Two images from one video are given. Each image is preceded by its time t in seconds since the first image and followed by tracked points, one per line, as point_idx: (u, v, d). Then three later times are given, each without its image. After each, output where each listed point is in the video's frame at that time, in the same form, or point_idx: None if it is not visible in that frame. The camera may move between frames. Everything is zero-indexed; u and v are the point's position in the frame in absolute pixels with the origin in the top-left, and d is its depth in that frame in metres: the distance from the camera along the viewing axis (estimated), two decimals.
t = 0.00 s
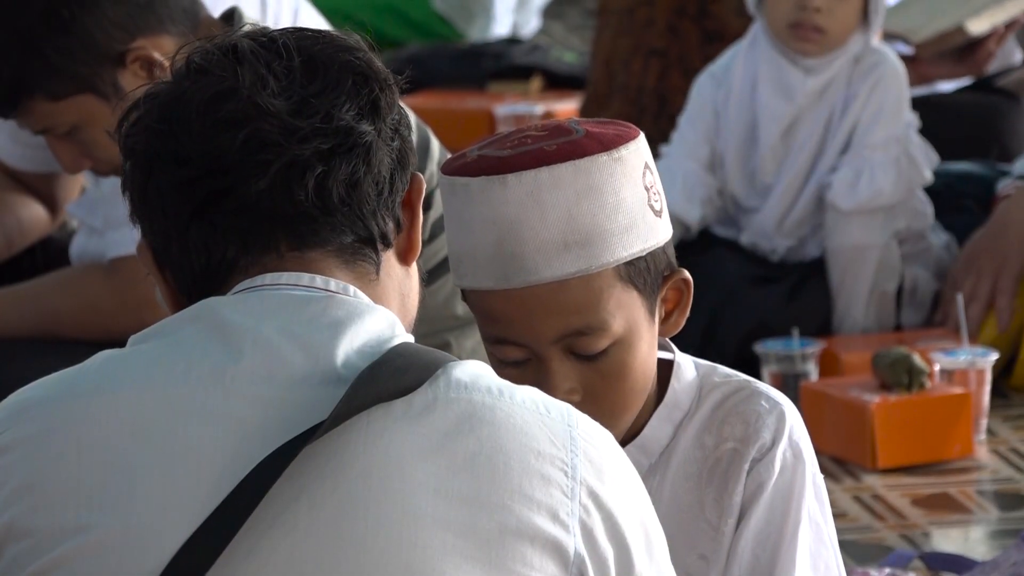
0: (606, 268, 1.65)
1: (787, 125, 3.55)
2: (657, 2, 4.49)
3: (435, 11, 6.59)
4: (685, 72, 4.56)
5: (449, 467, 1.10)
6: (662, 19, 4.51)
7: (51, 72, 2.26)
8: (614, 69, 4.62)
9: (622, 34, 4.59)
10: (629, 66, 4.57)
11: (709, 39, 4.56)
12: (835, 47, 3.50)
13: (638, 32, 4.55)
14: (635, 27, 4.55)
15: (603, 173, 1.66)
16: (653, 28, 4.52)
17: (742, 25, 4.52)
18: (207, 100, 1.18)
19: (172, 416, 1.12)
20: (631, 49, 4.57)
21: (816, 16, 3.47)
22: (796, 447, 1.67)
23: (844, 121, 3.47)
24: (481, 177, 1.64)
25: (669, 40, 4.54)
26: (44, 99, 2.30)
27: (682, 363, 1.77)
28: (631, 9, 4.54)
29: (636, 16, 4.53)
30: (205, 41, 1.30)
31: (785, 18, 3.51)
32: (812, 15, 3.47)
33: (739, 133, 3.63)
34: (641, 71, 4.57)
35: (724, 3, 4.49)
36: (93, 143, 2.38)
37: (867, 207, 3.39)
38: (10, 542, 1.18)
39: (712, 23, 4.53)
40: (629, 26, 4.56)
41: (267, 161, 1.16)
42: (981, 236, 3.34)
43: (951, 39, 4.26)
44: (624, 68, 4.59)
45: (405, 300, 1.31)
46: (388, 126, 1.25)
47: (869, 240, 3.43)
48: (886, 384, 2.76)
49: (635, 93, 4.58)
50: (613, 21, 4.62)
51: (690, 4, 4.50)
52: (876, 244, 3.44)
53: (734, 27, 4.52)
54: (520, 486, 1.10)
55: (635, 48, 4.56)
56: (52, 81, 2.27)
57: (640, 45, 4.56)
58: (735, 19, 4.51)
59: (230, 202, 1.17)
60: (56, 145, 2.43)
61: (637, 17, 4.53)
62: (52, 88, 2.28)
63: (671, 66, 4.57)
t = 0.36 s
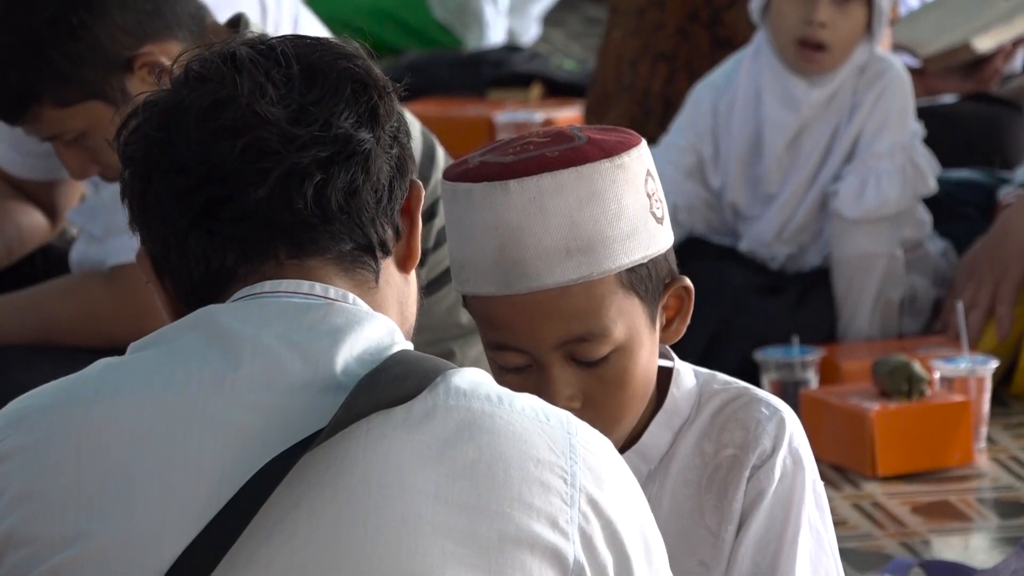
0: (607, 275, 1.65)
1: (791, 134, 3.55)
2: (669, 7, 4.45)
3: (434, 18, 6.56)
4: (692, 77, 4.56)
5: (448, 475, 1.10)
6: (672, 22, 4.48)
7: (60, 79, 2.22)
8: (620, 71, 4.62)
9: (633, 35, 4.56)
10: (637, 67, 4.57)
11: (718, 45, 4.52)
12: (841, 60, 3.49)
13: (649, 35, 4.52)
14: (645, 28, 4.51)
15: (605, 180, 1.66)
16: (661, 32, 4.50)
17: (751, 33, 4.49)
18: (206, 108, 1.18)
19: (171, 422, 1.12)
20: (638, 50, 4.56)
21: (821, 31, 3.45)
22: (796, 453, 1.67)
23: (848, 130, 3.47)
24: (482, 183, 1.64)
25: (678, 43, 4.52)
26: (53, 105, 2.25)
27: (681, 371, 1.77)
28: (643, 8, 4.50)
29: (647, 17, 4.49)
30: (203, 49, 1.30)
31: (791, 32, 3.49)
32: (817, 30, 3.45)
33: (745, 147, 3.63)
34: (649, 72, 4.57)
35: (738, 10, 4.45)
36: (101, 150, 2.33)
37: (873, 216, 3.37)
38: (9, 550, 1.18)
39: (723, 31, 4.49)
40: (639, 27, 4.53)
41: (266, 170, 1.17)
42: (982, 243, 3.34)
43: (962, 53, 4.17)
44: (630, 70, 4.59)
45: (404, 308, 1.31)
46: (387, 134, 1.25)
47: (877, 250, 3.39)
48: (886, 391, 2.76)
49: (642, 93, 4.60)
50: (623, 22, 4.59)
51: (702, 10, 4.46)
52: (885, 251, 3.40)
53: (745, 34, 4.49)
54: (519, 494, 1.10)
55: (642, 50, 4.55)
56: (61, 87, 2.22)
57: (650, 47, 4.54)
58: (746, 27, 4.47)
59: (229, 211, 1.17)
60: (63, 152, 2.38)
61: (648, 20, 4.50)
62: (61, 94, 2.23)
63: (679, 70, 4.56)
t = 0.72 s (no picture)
0: (605, 287, 1.66)
1: (789, 144, 3.55)
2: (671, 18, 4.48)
3: (433, 26, 6.58)
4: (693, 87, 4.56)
5: (448, 484, 1.10)
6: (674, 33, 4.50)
7: (65, 85, 2.21)
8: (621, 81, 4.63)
9: (635, 45, 4.58)
10: (637, 78, 4.58)
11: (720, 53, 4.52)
12: (838, 69, 3.50)
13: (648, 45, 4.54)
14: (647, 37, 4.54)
15: (602, 193, 1.66)
16: (664, 41, 4.51)
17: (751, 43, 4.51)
18: (204, 120, 1.19)
19: (170, 432, 1.12)
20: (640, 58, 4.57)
21: (817, 42, 3.44)
22: (795, 462, 1.67)
23: (845, 139, 3.48)
24: (478, 197, 1.64)
25: (679, 54, 4.52)
26: (57, 111, 2.24)
27: (680, 380, 1.78)
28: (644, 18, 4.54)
29: (648, 27, 4.53)
30: (201, 58, 1.31)
31: (787, 43, 3.49)
32: (813, 41, 3.44)
33: (745, 158, 3.63)
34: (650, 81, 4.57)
35: (738, 19, 4.46)
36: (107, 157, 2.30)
37: (871, 224, 3.38)
38: (9, 558, 1.18)
39: (724, 40, 4.50)
40: (640, 38, 4.56)
41: (264, 180, 1.17)
42: (982, 252, 3.34)
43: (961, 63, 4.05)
44: (632, 80, 4.60)
45: (403, 317, 1.31)
46: (386, 143, 1.25)
47: (874, 256, 3.41)
48: (886, 401, 2.76)
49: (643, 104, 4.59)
50: (626, 33, 4.61)
51: (702, 19, 4.47)
52: (884, 259, 3.40)
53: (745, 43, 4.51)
54: (519, 503, 1.10)
55: (642, 62, 4.57)
56: (66, 93, 2.22)
57: (651, 58, 4.55)
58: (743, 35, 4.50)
59: (229, 221, 1.18)
60: (67, 158, 2.35)
61: (648, 29, 4.52)
62: (66, 99, 2.22)
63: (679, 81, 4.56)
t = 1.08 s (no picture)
0: (606, 296, 1.66)
1: (789, 152, 3.55)
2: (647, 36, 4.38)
3: (434, 32, 6.58)
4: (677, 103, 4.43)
5: (448, 492, 1.10)
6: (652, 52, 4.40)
7: (64, 97, 2.21)
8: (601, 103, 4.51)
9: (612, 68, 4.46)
10: (619, 99, 4.45)
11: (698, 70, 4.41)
12: (836, 75, 3.50)
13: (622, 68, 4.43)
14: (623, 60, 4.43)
15: (603, 202, 1.67)
16: (641, 62, 4.40)
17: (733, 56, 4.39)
18: (204, 127, 1.19)
19: (171, 440, 1.12)
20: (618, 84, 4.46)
21: (816, 48, 3.45)
22: (796, 470, 1.67)
23: (845, 146, 3.48)
24: (480, 206, 1.65)
25: (660, 74, 4.41)
26: (58, 123, 2.25)
27: (681, 388, 1.77)
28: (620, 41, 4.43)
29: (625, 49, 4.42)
30: (201, 66, 1.31)
31: (786, 49, 3.50)
32: (812, 47, 3.45)
33: (744, 166, 3.64)
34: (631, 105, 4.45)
35: (712, 32, 4.37)
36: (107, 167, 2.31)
37: (869, 231, 3.38)
38: (10, 567, 1.18)
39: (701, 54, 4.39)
40: (617, 59, 4.45)
41: (264, 187, 1.17)
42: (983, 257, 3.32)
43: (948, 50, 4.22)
44: (615, 101, 4.47)
45: (403, 324, 1.31)
46: (386, 150, 1.25)
47: (875, 264, 3.40)
48: (886, 409, 2.76)
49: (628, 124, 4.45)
50: (603, 54, 4.50)
51: (677, 36, 4.37)
52: (884, 266, 3.40)
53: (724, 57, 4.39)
54: (520, 511, 1.10)
55: (621, 84, 4.44)
56: (66, 105, 2.22)
57: (628, 79, 4.43)
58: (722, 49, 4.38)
59: (229, 228, 1.18)
60: (68, 168, 2.35)
61: (626, 50, 4.41)
62: (66, 111, 2.23)
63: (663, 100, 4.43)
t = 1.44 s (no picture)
0: (610, 305, 1.66)
1: (790, 159, 3.56)
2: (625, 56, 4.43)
3: (435, 39, 6.54)
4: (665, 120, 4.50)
5: (449, 499, 1.10)
6: (633, 71, 4.45)
7: (66, 104, 2.21)
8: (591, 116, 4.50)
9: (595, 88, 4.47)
10: (604, 120, 4.53)
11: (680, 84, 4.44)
12: (837, 83, 3.51)
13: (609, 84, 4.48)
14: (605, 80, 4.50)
15: (608, 211, 1.67)
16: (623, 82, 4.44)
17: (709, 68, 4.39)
18: (204, 135, 1.19)
19: (171, 448, 1.12)
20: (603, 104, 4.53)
21: (818, 55, 3.47)
22: (798, 478, 1.67)
23: (846, 154, 3.48)
24: (484, 215, 1.65)
25: (642, 92, 4.47)
26: (59, 130, 2.24)
27: (684, 396, 1.77)
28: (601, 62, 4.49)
29: (606, 69, 4.49)
30: (202, 74, 1.31)
31: (788, 57, 3.51)
32: (814, 54, 3.47)
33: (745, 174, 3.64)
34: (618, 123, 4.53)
35: (690, 46, 4.35)
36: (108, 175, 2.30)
37: (869, 238, 3.37)
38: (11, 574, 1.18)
39: (681, 69, 4.40)
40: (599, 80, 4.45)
41: (265, 195, 1.17)
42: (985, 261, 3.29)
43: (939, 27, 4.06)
44: (599, 123, 4.56)
45: (403, 331, 1.32)
46: (386, 158, 1.25)
47: (877, 272, 3.39)
48: (887, 416, 2.75)
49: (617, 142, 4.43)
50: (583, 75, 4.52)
51: (656, 52, 4.39)
52: (885, 274, 3.39)
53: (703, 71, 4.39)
54: (520, 517, 1.10)
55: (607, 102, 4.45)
56: (68, 112, 2.22)
57: (613, 99, 4.50)
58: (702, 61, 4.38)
59: (229, 235, 1.18)
60: (70, 177, 2.35)
61: (606, 71, 4.48)
62: (68, 119, 2.23)
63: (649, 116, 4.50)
